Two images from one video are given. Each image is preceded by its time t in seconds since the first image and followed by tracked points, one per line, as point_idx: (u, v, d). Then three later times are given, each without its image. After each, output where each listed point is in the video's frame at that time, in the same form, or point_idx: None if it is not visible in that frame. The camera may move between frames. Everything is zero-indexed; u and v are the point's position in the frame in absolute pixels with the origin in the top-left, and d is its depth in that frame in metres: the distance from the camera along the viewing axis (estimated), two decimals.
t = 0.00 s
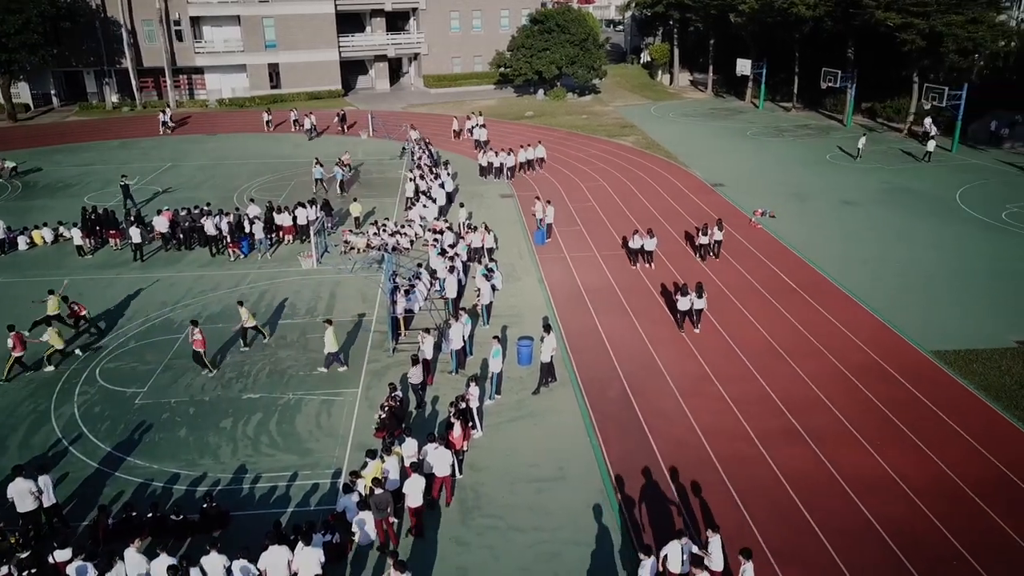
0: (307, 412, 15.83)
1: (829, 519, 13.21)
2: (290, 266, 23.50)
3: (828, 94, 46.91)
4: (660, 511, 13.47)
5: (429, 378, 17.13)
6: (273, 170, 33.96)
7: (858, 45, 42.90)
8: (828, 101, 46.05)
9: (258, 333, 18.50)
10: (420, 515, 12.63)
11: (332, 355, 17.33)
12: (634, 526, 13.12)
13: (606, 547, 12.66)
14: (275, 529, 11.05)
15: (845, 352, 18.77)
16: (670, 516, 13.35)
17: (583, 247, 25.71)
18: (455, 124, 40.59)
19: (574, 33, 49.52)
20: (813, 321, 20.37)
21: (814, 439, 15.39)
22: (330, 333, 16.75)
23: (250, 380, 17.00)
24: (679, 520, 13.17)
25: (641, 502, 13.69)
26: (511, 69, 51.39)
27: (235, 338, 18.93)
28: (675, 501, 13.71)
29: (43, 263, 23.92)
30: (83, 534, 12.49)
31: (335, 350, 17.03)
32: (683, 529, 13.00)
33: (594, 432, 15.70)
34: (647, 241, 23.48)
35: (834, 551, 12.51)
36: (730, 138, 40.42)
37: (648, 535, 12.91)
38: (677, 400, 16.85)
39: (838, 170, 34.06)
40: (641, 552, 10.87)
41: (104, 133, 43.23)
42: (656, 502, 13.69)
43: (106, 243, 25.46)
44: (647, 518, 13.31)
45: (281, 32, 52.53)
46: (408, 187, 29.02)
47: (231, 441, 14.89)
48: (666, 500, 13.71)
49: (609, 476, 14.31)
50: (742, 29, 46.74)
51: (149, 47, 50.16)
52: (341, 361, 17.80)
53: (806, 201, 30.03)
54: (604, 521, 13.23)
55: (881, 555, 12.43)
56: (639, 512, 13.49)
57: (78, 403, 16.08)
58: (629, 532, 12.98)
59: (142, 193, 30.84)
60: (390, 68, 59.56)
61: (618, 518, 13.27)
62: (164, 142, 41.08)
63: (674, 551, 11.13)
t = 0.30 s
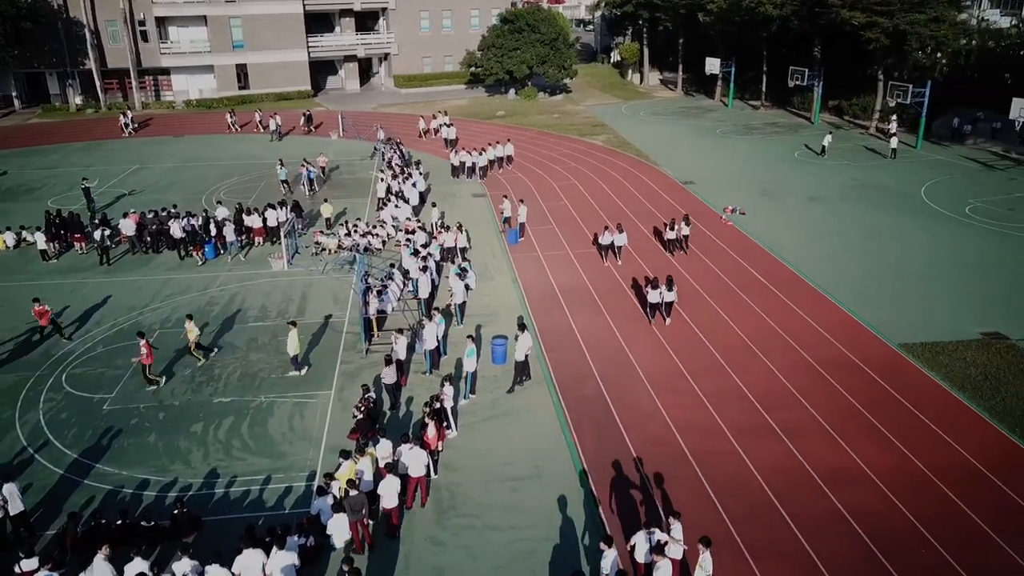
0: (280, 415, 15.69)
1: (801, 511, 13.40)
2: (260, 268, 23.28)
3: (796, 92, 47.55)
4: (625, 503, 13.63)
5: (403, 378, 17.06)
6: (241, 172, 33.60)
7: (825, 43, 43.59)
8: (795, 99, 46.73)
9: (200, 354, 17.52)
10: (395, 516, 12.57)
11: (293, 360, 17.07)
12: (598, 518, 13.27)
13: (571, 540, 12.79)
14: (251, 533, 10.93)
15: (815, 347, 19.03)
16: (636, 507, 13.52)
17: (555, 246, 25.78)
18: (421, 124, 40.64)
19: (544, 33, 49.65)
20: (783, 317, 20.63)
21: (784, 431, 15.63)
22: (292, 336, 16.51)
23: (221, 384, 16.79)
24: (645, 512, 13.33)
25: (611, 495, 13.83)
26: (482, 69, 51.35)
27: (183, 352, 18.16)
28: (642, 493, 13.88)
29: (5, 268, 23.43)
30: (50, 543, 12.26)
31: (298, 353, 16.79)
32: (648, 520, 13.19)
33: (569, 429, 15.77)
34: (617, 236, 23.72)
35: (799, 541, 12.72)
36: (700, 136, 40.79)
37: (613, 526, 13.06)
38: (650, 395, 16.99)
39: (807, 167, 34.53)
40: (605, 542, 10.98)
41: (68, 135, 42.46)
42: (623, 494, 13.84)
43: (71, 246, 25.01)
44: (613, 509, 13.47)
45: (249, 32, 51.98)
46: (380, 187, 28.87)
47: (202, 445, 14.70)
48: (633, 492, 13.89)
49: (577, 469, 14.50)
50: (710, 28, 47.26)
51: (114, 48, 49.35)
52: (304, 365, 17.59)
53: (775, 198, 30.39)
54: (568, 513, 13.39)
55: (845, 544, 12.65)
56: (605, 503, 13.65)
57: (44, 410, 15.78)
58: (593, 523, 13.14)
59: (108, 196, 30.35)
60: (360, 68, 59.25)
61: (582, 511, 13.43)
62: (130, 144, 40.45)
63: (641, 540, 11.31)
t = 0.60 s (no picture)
0: (252, 418, 15.54)
1: (775, 504, 13.55)
2: (231, 270, 23.02)
3: (765, 90, 48.11)
4: (593, 498, 13.76)
5: (378, 380, 16.97)
6: (210, 174, 33.20)
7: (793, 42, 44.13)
8: (765, 98, 47.25)
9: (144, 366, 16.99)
10: (371, 518, 12.50)
11: (258, 364, 16.85)
12: (564, 511, 13.40)
13: (538, 534, 12.88)
14: (224, 537, 10.84)
15: (786, 342, 19.25)
16: (610, 503, 13.61)
17: (529, 245, 25.80)
18: (388, 124, 40.63)
19: (515, 32, 49.74)
20: (755, 313, 20.83)
21: (757, 425, 15.80)
22: (258, 340, 16.35)
23: (192, 389, 16.56)
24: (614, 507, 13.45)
25: (587, 492, 13.88)
26: (454, 68, 51.23)
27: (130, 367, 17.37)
28: (616, 488, 13.97)
29: None
30: (17, 553, 12.01)
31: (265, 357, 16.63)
32: (615, 514, 13.34)
33: (544, 427, 15.79)
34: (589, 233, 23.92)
35: (770, 533, 12.87)
36: (671, 134, 41.11)
37: (581, 520, 13.21)
38: (625, 393, 17.06)
39: (777, 165, 34.94)
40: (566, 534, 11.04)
41: (30, 137, 41.63)
42: (592, 490, 13.96)
43: (35, 251, 24.54)
44: (581, 504, 13.60)
45: (217, 32, 51.38)
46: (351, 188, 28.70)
47: (173, 451, 14.50)
48: (608, 488, 13.98)
49: (551, 462, 14.65)
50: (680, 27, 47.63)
51: (78, 49, 48.50)
52: (270, 369, 17.41)
53: (746, 195, 30.72)
54: (536, 507, 13.52)
55: (819, 536, 12.81)
56: (579, 500, 13.73)
57: (9, 418, 15.47)
58: (558, 516, 13.26)
59: (73, 199, 29.82)
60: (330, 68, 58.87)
61: (549, 504, 13.56)
62: (95, 146, 39.77)
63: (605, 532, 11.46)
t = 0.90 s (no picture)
0: (226, 422, 15.37)
1: (752, 498, 13.69)
2: (204, 273, 22.76)
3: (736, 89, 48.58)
4: (565, 493, 13.89)
5: (354, 381, 16.86)
6: (181, 176, 32.80)
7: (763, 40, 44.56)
8: (736, 96, 47.70)
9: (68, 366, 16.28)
10: (348, 521, 12.43)
11: (229, 368, 16.63)
12: (532, 505, 13.55)
13: (506, 528, 12.97)
14: (199, 543, 10.71)
15: (761, 338, 19.45)
16: (589, 500, 13.64)
17: (504, 245, 25.81)
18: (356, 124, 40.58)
19: (488, 32, 49.79)
20: (729, 309, 21.02)
21: (732, 421, 15.96)
22: (229, 343, 16.11)
23: (165, 394, 16.34)
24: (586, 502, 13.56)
25: (566, 489, 13.95)
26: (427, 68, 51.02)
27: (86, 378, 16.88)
28: (596, 486, 14.03)
29: None
30: None
31: (235, 361, 16.40)
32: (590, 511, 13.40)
33: (522, 427, 15.82)
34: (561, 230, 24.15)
35: (747, 528, 12.96)
36: (644, 133, 41.38)
37: (560, 518, 13.24)
38: (601, 391, 17.13)
39: (749, 163, 35.30)
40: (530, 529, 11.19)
41: None
42: (565, 485, 14.09)
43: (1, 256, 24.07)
44: (552, 497, 13.74)
45: (185, 32, 50.75)
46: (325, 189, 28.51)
47: (146, 456, 14.30)
48: (587, 486, 14.03)
49: (528, 457, 14.83)
50: (652, 27, 47.93)
51: (43, 50, 47.65)
52: (243, 372, 17.21)
53: (719, 193, 30.99)
54: (505, 501, 13.64)
55: (796, 530, 12.93)
56: (558, 497, 13.79)
57: None
58: (526, 511, 13.38)
59: (39, 202, 29.29)
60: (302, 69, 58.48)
61: (517, 499, 13.68)
62: (62, 149, 39.12)
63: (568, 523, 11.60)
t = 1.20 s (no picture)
0: (205, 426, 15.24)
1: (734, 495, 13.80)
2: (181, 276, 22.56)
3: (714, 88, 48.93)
4: (542, 491, 13.96)
5: (334, 383, 16.79)
6: (157, 178, 32.45)
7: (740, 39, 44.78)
8: (714, 96, 48.03)
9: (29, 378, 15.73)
10: (330, 523, 12.37)
11: (210, 372, 16.48)
12: (502, 503, 13.61)
13: (481, 527, 12.99)
14: (178, 547, 10.59)
15: (740, 335, 19.63)
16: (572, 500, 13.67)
17: (484, 245, 25.83)
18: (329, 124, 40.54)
19: (467, 32, 49.77)
20: (709, 307, 21.18)
21: (714, 418, 16.06)
22: (209, 346, 15.96)
23: (143, 398, 16.17)
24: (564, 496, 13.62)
25: (551, 489, 13.98)
26: (406, 69, 50.69)
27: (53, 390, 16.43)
28: (580, 485, 14.06)
29: None
30: None
31: (215, 365, 16.24)
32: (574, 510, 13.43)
33: (505, 427, 15.82)
34: (540, 227, 24.29)
35: (732, 528, 13.00)
36: (623, 133, 41.56)
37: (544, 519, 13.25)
38: (583, 390, 17.19)
39: (727, 162, 35.57)
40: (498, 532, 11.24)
41: None
42: (543, 484, 14.15)
43: None
44: (532, 495, 13.80)
45: (160, 33, 50.21)
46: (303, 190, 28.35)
47: (124, 461, 14.15)
48: (571, 486, 14.06)
49: (508, 454, 14.94)
50: (630, 27, 48.13)
51: (14, 51, 46.92)
52: (223, 376, 17.06)
53: (698, 192, 31.20)
54: (477, 501, 13.66)
55: (778, 526, 13.06)
56: (541, 496, 13.83)
57: None
58: (505, 510, 13.41)
59: (11, 206, 28.84)
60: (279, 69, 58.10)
61: (489, 497, 13.72)
62: (34, 151, 38.56)
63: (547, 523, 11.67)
